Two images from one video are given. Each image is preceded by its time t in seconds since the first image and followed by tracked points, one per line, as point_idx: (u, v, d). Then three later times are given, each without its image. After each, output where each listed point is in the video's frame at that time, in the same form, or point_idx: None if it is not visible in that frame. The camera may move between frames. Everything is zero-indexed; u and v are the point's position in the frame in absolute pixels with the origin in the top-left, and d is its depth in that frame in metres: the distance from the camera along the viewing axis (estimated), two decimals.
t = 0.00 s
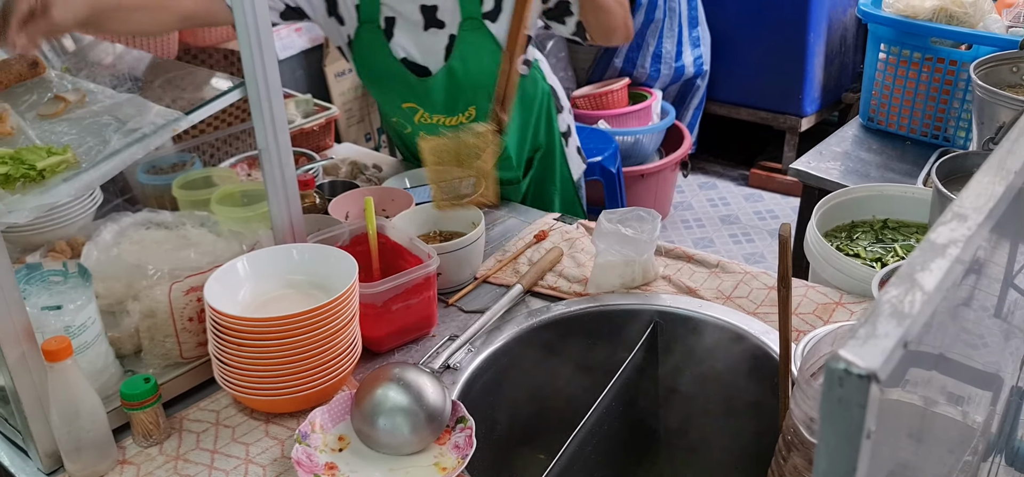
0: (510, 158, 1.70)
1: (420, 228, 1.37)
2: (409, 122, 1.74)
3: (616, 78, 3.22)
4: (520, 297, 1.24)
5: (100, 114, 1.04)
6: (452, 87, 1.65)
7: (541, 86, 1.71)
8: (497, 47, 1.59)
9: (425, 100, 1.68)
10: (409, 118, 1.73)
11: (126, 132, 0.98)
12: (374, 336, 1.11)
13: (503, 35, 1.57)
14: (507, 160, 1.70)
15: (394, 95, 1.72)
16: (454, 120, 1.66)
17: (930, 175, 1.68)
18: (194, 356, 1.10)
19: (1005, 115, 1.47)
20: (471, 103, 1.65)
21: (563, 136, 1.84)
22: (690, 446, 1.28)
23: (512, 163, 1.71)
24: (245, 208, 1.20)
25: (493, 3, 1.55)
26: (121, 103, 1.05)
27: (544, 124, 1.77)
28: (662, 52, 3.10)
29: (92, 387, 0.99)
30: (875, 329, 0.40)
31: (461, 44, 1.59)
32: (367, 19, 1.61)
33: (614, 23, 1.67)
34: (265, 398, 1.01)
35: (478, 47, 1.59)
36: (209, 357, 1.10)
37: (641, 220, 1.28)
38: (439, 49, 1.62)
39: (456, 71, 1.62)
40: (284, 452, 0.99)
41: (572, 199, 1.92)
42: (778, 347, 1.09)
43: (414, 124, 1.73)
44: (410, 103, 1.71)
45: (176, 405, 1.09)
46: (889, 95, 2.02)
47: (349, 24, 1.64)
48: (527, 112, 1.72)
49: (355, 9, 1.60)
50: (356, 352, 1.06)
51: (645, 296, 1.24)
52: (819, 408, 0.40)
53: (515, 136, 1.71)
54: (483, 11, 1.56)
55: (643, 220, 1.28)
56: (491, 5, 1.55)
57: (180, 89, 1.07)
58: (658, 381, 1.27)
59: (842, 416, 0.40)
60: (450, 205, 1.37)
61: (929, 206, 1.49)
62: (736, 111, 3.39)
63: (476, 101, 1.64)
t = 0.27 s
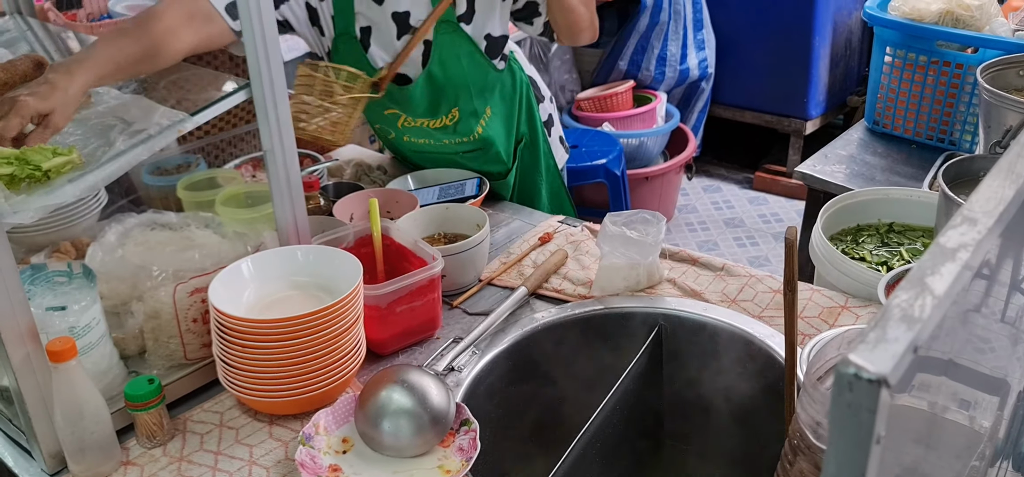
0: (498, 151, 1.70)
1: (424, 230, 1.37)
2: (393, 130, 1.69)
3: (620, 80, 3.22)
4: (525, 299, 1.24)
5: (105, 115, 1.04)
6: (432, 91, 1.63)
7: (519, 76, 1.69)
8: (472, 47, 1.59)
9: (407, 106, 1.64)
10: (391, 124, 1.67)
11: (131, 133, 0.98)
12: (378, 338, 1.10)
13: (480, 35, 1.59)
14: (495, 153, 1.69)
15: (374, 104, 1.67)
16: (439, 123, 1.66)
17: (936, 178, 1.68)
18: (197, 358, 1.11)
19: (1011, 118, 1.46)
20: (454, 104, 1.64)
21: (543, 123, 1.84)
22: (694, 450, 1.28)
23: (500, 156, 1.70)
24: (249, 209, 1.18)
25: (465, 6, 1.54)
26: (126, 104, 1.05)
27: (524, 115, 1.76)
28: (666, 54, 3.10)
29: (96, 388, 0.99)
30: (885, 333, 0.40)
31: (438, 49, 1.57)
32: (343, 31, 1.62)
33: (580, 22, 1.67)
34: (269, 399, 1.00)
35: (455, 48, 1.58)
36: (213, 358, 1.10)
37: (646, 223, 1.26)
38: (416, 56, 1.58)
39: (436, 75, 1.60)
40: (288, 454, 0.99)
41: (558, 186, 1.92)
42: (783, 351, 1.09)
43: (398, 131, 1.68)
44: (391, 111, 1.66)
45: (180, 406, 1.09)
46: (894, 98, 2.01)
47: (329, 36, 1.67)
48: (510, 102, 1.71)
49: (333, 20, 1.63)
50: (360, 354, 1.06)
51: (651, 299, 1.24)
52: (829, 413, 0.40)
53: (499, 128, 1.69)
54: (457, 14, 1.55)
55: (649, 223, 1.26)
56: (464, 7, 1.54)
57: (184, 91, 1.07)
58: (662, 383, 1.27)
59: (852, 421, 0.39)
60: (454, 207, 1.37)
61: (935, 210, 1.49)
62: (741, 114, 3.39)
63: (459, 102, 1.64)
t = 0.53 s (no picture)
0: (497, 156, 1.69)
1: (428, 234, 1.37)
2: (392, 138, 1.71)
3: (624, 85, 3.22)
4: (528, 302, 1.24)
5: (110, 119, 1.04)
6: (428, 104, 1.64)
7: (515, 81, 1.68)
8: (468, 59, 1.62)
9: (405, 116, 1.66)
10: (389, 133, 1.69)
11: (137, 136, 0.99)
12: (381, 341, 1.11)
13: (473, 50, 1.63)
14: (494, 157, 1.69)
15: (373, 114, 1.69)
16: (436, 134, 1.66)
17: (940, 183, 1.68)
18: (202, 360, 1.11)
19: (1016, 123, 1.46)
20: (450, 115, 1.65)
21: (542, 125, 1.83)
22: (697, 454, 1.27)
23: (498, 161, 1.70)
24: (254, 212, 1.18)
25: (459, 21, 1.60)
26: (133, 108, 1.06)
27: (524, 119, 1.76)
28: (670, 59, 3.10)
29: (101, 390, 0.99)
30: (888, 338, 0.40)
31: (435, 63, 1.60)
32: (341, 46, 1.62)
33: (556, 68, 1.85)
34: (273, 402, 1.01)
35: (449, 60, 1.62)
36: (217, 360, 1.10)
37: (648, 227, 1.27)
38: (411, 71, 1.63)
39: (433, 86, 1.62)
40: (292, 456, 1.00)
41: (557, 187, 1.91)
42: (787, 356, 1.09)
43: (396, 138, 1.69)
44: (388, 120, 1.68)
45: (184, 409, 1.10)
46: (898, 103, 2.01)
47: (324, 48, 1.67)
48: (508, 107, 1.70)
49: (327, 34, 1.63)
50: (364, 357, 1.06)
51: (654, 303, 1.24)
52: (831, 417, 0.40)
53: (497, 134, 1.68)
54: (451, 28, 1.60)
55: (651, 227, 1.27)
56: (458, 21, 1.60)
57: (189, 94, 1.07)
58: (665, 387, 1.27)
59: (855, 426, 0.40)
60: (458, 211, 1.37)
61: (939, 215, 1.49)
62: (745, 118, 3.39)
63: (456, 113, 1.65)
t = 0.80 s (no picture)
0: (500, 163, 1.69)
1: (435, 238, 1.38)
2: (394, 144, 1.71)
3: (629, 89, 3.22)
4: (534, 307, 1.24)
5: (118, 121, 1.03)
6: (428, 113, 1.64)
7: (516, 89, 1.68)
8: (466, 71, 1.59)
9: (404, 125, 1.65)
10: (391, 140, 1.70)
11: (146, 140, 0.99)
12: (387, 345, 1.11)
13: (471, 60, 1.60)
14: (497, 166, 1.69)
15: (374, 122, 1.69)
16: (437, 143, 1.66)
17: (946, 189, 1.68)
18: (208, 364, 1.12)
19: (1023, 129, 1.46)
20: (450, 126, 1.65)
21: (547, 131, 1.83)
22: (702, 460, 1.27)
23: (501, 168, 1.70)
24: (261, 216, 1.18)
25: (457, 33, 1.56)
26: (140, 110, 1.05)
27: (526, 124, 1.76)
28: (676, 64, 3.11)
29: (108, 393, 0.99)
30: (898, 345, 0.40)
31: (433, 75, 1.58)
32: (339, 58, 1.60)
33: (545, 90, 1.67)
34: (280, 405, 1.01)
35: (446, 73, 1.59)
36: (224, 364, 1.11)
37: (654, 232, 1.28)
38: (410, 81, 1.61)
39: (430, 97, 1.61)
40: (297, 460, 1.00)
41: (564, 195, 1.91)
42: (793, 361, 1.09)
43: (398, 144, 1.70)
44: (389, 128, 1.68)
45: (191, 411, 1.10)
46: (905, 108, 2.01)
47: (322, 54, 1.67)
48: (510, 115, 1.69)
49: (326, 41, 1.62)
50: (370, 361, 1.06)
51: (661, 308, 1.24)
52: (842, 425, 0.40)
53: (500, 142, 1.68)
54: (450, 40, 1.56)
55: (658, 230, 1.28)
56: (456, 34, 1.56)
57: (198, 98, 1.08)
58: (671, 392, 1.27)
59: (865, 433, 0.40)
60: (464, 215, 1.37)
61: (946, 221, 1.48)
62: (750, 123, 3.39)
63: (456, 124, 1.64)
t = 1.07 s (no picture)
0: (505, 170, 1.69)
1: (441, 242, 1.38)
2: (399, 150, 1.72)
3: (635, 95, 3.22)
4: (540, 312, 1.24)
5: (128, 126, 1.03)
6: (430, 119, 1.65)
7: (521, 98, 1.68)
8: (467, 77, 1.59)
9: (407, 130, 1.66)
10: (395, 145, 1.70)
11: (155, 143, 0.99)
12: (394, 349, 1.11)
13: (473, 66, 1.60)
14: (502, 172, 1.69)
15: (379, 126, 1.71)
16: (440, 147, 1.66)
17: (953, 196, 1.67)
18: (216, 367, 1.12)
19: None
20: (453, 132, 1.64)
21: (554, 139, 1.83)
22: (708, 466, 1.27)
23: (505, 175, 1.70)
24: (268, 220, 1.19)
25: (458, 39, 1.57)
26: (149, 114, 1.05)
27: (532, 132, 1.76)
28: (682, 70, 3.11)
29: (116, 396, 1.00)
30: (909, 352, 0.40)
31: (434, 80, 1.59)
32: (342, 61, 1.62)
33: (538, 102, 1.60)
34: (286, 410, 1.01)
35: (448, 79, 1.59)
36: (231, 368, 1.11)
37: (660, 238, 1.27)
38: (411, 86, 1.64)
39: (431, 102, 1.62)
40: (304, 464, 1.00)
41: (570, 202, 1.91)
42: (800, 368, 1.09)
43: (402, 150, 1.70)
44: (394, 132, 1.68)
45: (198, 415, 1.10)
46: (911, 115, 2.01)
47: (325, 56, 1.68)
48: (515, 122, 1.69)
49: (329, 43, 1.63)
50: (377, 366, 1.06)
51: (667, 314, 1.24)
52: (852, 431, 0.40)
53: (504, 150, 1.67)
54: (451, 46, 1.57)
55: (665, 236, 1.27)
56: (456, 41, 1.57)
57: (207, 102, 1.08)
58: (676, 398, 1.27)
59: (876, 440, 0.40)
60: (471, 221, 1.37)
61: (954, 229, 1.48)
62: (756, 130, 3.39)
63: (459, 129, 1.64)
